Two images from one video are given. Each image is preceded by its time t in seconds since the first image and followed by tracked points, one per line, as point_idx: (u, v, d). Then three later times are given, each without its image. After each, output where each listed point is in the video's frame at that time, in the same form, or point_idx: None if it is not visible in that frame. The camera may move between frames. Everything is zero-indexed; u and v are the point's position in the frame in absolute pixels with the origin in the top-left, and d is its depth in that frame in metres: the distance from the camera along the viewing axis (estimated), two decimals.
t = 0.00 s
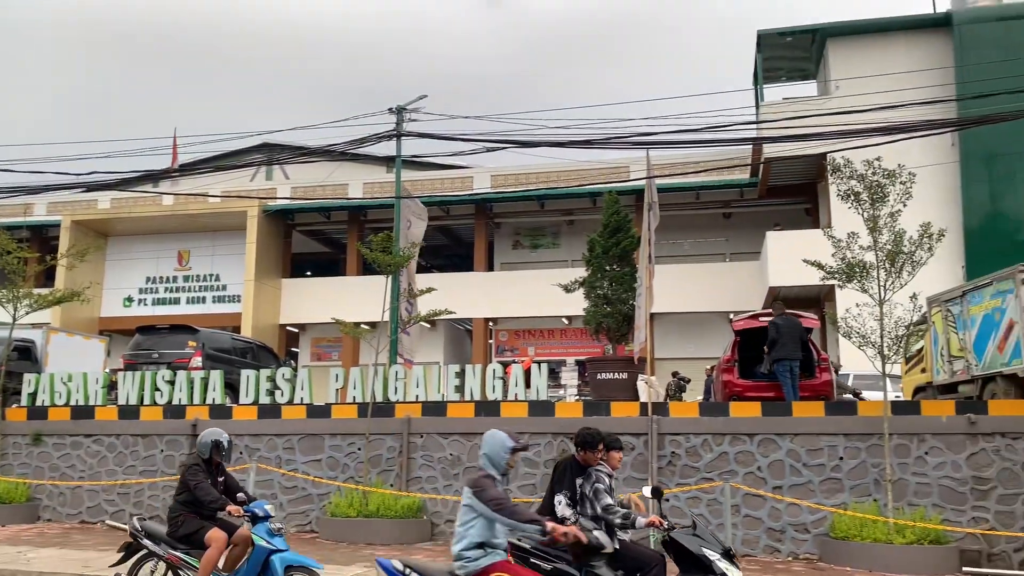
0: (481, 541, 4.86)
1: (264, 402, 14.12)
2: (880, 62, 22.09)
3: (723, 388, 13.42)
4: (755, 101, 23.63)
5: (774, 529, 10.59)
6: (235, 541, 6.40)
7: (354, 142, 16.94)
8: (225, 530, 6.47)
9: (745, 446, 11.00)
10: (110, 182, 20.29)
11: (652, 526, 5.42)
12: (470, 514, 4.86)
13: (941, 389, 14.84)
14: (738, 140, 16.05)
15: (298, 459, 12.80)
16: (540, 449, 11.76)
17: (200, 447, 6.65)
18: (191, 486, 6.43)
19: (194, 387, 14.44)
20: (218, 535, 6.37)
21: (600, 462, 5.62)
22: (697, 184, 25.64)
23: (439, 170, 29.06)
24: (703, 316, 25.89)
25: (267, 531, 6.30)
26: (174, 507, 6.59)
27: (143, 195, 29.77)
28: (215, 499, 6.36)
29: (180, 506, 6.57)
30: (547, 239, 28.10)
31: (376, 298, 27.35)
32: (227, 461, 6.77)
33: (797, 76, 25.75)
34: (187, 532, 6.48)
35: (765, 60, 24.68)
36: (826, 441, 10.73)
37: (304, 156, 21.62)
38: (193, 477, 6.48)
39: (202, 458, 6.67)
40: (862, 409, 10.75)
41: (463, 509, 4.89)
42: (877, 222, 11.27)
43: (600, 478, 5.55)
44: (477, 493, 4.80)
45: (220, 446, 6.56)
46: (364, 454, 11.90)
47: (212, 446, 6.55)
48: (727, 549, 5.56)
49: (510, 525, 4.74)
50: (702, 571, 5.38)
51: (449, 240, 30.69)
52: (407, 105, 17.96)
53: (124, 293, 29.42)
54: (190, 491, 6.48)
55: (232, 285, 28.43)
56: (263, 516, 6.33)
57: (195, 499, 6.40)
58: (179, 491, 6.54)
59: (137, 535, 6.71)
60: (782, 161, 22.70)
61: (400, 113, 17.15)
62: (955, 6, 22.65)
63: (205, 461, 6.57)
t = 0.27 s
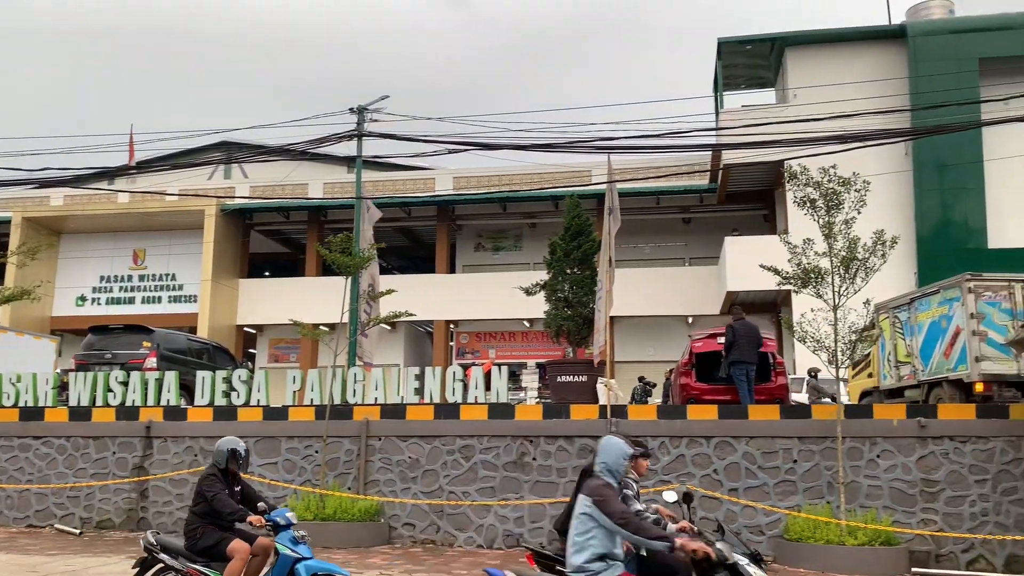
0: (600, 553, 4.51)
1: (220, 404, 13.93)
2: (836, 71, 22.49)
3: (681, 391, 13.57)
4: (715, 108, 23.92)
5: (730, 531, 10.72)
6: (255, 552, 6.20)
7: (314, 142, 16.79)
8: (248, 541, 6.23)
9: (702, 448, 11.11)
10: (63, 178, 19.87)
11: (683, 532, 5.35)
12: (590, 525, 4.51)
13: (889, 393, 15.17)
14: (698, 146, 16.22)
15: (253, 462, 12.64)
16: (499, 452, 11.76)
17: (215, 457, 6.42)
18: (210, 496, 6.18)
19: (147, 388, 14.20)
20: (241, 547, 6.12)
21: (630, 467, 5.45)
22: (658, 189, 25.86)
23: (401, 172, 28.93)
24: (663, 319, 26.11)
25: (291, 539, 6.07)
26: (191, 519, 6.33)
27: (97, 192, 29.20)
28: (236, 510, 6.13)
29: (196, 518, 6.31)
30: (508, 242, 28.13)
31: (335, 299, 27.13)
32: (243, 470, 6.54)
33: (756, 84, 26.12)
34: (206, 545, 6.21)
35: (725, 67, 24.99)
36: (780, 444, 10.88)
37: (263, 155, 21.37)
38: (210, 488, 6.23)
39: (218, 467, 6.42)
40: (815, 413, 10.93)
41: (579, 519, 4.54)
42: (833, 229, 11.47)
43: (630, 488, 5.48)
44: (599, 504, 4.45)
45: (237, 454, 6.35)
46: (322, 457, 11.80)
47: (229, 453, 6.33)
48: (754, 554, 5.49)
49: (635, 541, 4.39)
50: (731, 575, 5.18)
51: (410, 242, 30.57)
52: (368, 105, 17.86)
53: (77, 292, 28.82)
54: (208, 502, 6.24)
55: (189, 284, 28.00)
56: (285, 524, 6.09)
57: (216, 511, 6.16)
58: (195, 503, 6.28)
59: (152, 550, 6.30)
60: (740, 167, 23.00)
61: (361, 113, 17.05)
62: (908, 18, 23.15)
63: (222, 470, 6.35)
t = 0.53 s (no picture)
0: (722, 561, 4.33)
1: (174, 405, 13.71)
2: (794, 79, 22.85)
3: (640, 393, 13.69)
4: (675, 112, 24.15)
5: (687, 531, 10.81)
6: (277, 556, 5.99)
7: (273, 140, 16.60)
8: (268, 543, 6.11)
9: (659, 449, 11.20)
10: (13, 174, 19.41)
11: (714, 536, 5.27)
12: (708, 534, 4.32)
13: (836, 397, 15.45)
14: (658, 150, 16.36)
15: (208, 464, 12.45)
16: (458, 453, 11.73)
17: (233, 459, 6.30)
18: (229, 500, 6.07)
19: (99, 388, 13.93)
20: (263, 552, 5.99)
21: (653, 470, 5.42)
22: (618, 193, 26.03)
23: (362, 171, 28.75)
24: (623, 322, 26.28)
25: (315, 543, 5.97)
26: (211, 524, 6.23)
27: (49, 189, 28.58)
28: (257, 514, 6.00)
29: (216, 523, 6.21)
30: (470, 243, 28.10)
31: (293, 300, 26.85)
32: (262, 472, 6.41)
33: (715, 89, 26.43)
34: (227, 549, 6.11)
35: (685, 73, 25.24)
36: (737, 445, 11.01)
37: (221, 152, 21.09)
38: (229, 491, 6.12)
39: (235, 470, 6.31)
40: (771, 414, 11.07)
41: (696, 526, 4.35)
42: (789, 233, 11.63)
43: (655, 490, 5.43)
44: (721, 513, 4.29)
45: (256, 457, 6.23)
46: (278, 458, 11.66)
47: (248, 456, 6.21)
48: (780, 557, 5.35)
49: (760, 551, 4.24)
50: None
51: (371, 242, 30.38)
52: (328, 104, 17.71)
53: (28, 290, 28.17)
54: (227, 506, 6.13)
55: (144, 283, 27.52)
56: (309, 528, 6.02)
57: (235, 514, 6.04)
58: (214, 507, 6.19)
59: (173, 557, 6.37)
60: (700, 172, 23.25)
61: (321, 112, 16.91)
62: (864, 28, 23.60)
63: (240, 472, 6.23)
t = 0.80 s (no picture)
0: (840, 567, 4.34)
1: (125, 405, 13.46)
2: (751, 83, 23.15)
3: (597, 393, 13.76)
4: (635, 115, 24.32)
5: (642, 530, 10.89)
6: (298, 561, 6.03)
7: (229, 136, 16.37)
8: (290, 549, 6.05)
9: (616, 449, 11.27)
10: None
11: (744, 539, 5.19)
12: (823, 541, 4.34)
13: (783, 397, 15.65)
14: (617, 152, 16.46)
15: (160, 465, 12.24)
16: (414, 454, 11.68)
17: (250, 462, 6.17)
18: (249, 505, 5.95)
19: (48, 388, 13.61)
20: (285, 558, 5.95)
21: (677, 470, 5.44)
22: (579, 194, 26.14)
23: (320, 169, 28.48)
24: (581, 322, 26.41)
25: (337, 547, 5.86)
26: (228, 530, 6.11)
27: None
28: (277, 519, 5.90)
29: (233, 528, 6.10)
30: (430, 243, 28.00)
31: (248, 298, 26.50)
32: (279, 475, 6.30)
33: (675, 93, 26.69)
34: (247, 556, 6.00)
35: (645, 75, 25.44)
36: (692, 445, 11.12)
37: (176, 148, 20.75)
38: (248, 496, 6.00)
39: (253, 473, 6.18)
40: (725, 414, 11.20)
41: (812, 534, 4.37)
42: (744, 236, 11.78)
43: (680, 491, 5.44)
44: (839, 520, 4.30)
45: (274, 459, 6.10)
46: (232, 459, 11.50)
47: (266, 459, 6.08)
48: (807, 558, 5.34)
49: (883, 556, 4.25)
50: None
51: (329, 241, 30.11)
52: (286, 100, 17.50)
53: None
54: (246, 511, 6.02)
55: (95, 281, 26.97)
56: (330, 531, 5.83)
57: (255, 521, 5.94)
58: (232, 511, 6.08)
59: (188, 563, 6.19)
60: (658, 174, 23.45)
61: (279, 109, 16.72)
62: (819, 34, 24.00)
63: (258, 476, 6.11)
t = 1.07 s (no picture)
0: (941, 564, 4.63)
1: (71, 404, 13.15)
2: (707, 87, 23.42)
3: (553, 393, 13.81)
4: (594, 117, 24.45)
5: (596, 530, 10.94)
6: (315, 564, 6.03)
7: (182, 131, 16.08)
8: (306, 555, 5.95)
9: (571, 449, 11.32)
10: None
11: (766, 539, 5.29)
12: (927, 538, 4.64)
13: (725, 397, 15.84)
14: (574, 153, 16.53)
15: (107, 465, 11.98)
16: (369, 454, 11.60)
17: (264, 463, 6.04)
18: (263, 510, 5.84)
19: None
20: (303, 562, 5.91)
21: (700, 472, 5.59)
22: (537, 194, 26.21)
23: (276, 166, 28.14)
24: (538, 323, 26.50)
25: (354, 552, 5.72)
26: (243, 533, 5.99)
27: None
28: (292, 525, 5.80)
29: (248, 531, 5.98)
30: (387, 242, 27.84)
31: (201, 296, 26.09)
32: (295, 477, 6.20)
33: (632, 95, 26.90)
34: (262, 561, 5.90)
35: (603, 78, 25.59)
36: (646, 445, 11.21)
37: (127, 142, 20.34)
38: (263, 499, 5.88)
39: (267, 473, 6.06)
40: (679, 414, 11.32)
41: (914, 530, 4.67)
42: (699, 238, 11.91)
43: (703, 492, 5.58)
44: (940, 517, 4.61)
45: (290, 460, 5.98)
46: (182, 460, 11.32)
47: (282, 460, 5.95)
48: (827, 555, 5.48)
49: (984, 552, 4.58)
50: None
51: (285, 238, 29.79)
52: (241, 95, 17.25)
53: None
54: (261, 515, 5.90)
55: (42, 277, 26.32)
56: (347, 536, 5.66)
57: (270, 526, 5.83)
58: (247, 514, 5.96)
59: (202, 566, 6.02)
60: (616, 175, 23.59)
61: (233, 104, 16.48)
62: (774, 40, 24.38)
63: (274, 477, 5.99)
